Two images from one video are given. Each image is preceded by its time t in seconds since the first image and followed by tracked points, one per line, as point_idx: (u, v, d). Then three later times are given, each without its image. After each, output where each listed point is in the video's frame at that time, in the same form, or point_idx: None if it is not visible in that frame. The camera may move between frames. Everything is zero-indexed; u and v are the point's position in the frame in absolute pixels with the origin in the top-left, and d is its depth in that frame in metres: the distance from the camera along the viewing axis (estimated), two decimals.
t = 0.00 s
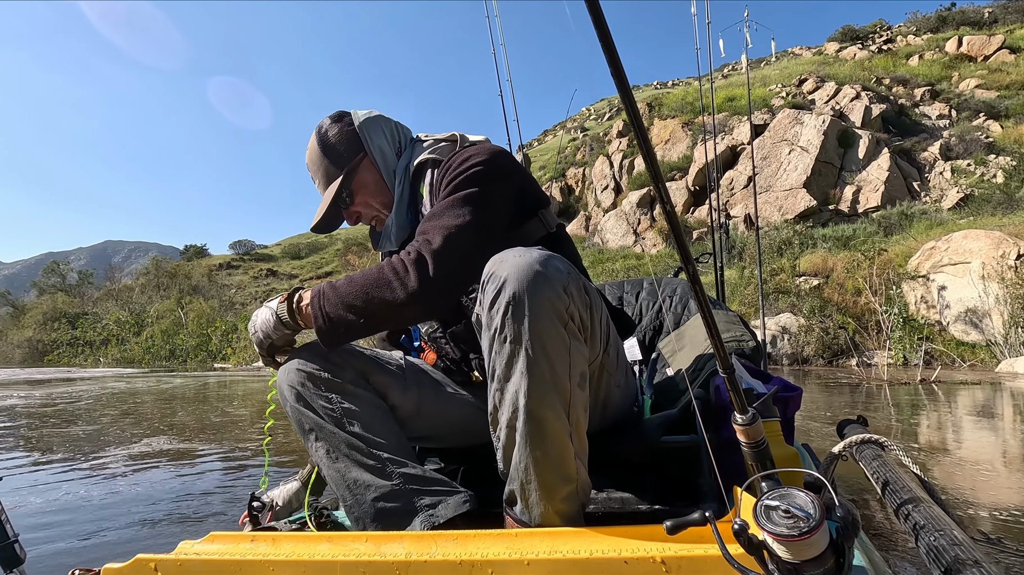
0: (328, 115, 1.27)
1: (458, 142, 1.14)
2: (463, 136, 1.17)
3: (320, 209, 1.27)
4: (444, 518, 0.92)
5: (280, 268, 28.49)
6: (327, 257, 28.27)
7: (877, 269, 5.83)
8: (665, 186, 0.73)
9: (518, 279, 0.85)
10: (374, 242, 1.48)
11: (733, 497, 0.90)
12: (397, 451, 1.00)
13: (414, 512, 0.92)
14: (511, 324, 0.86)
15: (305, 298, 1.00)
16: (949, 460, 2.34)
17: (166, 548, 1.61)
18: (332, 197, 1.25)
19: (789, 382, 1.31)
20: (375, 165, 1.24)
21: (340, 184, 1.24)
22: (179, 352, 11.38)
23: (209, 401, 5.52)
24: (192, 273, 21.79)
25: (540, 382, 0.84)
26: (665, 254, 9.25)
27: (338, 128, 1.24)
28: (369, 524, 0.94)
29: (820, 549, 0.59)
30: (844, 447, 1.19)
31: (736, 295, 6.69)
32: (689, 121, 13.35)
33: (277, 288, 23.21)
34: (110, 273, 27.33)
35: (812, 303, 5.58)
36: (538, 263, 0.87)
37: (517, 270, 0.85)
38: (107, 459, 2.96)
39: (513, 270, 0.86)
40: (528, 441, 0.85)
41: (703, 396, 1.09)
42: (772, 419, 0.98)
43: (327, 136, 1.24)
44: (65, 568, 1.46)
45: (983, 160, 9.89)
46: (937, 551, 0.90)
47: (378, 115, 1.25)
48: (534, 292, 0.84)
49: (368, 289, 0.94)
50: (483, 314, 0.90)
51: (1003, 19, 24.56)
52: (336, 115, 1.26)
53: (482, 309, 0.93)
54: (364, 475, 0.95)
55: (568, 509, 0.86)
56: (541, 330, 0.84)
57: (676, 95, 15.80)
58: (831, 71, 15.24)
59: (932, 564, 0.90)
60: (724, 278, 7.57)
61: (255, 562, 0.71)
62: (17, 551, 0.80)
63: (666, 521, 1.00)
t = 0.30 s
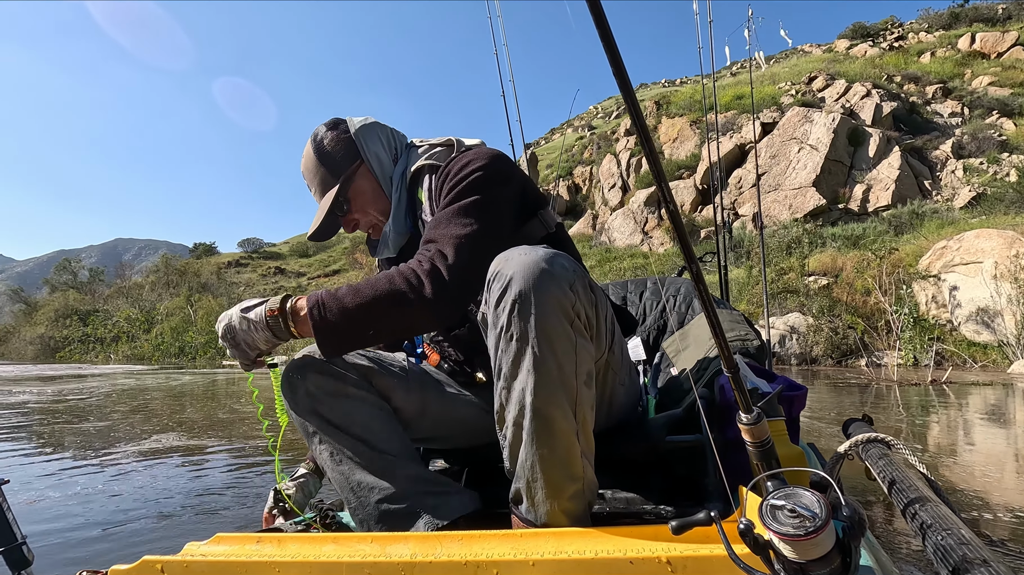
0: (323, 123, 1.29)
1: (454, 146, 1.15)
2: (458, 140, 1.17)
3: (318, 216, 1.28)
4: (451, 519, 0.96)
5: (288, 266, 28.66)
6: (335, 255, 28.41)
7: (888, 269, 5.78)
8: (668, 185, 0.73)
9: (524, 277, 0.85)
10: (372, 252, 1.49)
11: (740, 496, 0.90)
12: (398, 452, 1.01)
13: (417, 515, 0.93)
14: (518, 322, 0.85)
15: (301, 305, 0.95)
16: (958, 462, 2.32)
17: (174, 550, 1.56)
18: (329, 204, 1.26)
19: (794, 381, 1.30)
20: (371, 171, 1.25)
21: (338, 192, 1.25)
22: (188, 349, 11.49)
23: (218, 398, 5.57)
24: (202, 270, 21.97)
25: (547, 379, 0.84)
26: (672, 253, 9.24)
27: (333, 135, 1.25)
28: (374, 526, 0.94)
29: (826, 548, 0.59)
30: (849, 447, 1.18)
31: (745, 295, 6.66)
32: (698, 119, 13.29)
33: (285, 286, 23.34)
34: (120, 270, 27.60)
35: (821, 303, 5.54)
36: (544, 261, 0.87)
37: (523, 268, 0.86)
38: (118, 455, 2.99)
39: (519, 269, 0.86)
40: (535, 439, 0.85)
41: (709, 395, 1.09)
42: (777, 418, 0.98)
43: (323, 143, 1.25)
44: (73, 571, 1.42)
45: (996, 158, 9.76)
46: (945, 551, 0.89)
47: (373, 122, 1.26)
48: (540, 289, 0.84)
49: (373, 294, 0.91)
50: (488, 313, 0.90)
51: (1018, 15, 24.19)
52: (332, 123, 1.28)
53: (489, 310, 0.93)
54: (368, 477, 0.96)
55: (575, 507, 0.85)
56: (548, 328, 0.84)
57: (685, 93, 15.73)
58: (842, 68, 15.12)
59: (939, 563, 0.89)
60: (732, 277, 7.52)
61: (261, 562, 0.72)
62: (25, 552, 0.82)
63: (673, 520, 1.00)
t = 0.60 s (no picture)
0: (325, 129, 1.30)
1: (449, 150, 1.15)
2: (454, 144, 1.17)
3: (319, 221, 1.28)
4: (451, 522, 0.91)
5: (296, 264, 28.81)
6: (343, 254, 28.54)
7: (898, 269, 5.72)
8: (672, 186, 0.72)
9: (514, 278, 0.85)
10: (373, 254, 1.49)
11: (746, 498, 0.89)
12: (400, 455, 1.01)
13: (419, 515, 0.92)
14: (509, 324, 0.85)
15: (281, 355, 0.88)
16: (967, 465, 2.29)
17: (180, 549, 1.54)
18: (330, 209, 1.26)
19: (798, 380, 1.31)
20: (372, 177, 1.25)
21: (339, 197, 1.25)
22: (197, 346, 11.59)
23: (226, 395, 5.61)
24: (211, 268, 22.14)
25: (539, 380, 0.84)
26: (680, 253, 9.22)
27: (335, 141, 1.27)
28: (377, 526, 0.94)
29: (833, 550, 0.58)
30: (854, 448, 1.17)
31: (753, 295, 6.62)
32: (706, 118, 13.22)
33: (293, 284, 23.47)
34: (130, 268, 27.86)
35: (830, 303, 5.50)
36: (533, 262, 0.87)
37: (512, 270, 0.86)
38: (126, 452, 3.01)
39: (508, 271, 0.86)
40: (532, 441, 0.84)
41: (712, 397, 1.09)
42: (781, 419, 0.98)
43: (325, 149, 1.27)
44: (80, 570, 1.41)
45: (1009, 157, 9.63)
46: (952, 552, 0.89)
47: (374, 127, 1.26)
48: (530, 291, 0.84)
49: (365, 310, 0.88)
50: (480, 317, 0.90)
51: None
52: (333, 129, 1.29)
53: (481, 311, 0.93)
54: (369, 479, 0.97)
55: (573, 507, 0.85)
56: (539, 330, 0.84)
57: (693, 91, 15.68)
58: (852, 66, 14.99)
59: (946, 565, 0.89)
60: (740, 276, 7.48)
61: (266, 562, 0.73)
62: (31, 552, 0.83)
63: (677, 521, 1.01)
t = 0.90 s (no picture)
0: (326, 129, 1.31)
1: (444, 153, 1.16)
2: (449, 146, 1.18)
3: (318, 221, 1.29)
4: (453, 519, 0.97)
5: (304, 262, 28.96)
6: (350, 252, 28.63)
7: (908, 268, 5.65)
8: (675, 184, 0.72)
9: (505, 281, 0.85)
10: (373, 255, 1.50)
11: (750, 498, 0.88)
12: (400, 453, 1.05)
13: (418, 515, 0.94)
14: (502, 328, 0.85)
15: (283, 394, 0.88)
16: (977, 468, 2.25)
17: (184, 547, 1.55)
18: (329, 208, 1.27)
19: (803, 380, 1.29)
20: (371, 178, 1.26)
21: (337, 197, 1.26)
22: (206, 343, 11.69)
23: (234, 392, 5.66)
24: (219, 266, 22.29)
25: (534, 381, 0.84)
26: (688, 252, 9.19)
27: (335, 141, 1.27)
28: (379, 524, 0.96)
29: (838, 550, 0.58)
30: (858, 447, 1.15)
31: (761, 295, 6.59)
32: (714, 116, 13.17)
33: (301, 282, 23.60)
34: (140, 265, 28.11)
35: (839, 303, 5.47)
36: (524, 263, 0.87)
37: (503, 272, 0.86)
38: (134, 448, 3.03)
39: (499, 273, 0.86)
40: (529, 443, 0.85)
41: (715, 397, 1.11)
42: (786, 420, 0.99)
43: (325, 150, 1.28)
44: (85, 568, 1.41)
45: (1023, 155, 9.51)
46: (957, 552, 0.86)
47: (375, 129, 1.27)
48: (521, 293, 0.84)
49: (360, 323, 0.88)
50: (474, 319, 0.90)
51: None
52: (334, 129, 1.30)
53: (473, 314, 0.93)
54: (370, 480, 0.97)
55: (574, 508, 0.85)
56: (532, 332, 0.84)
57: (701, 89, 15.62)
58: (863, 64, 14.87)
59: (950, 565, 0.85)
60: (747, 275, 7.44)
61: (270, 562, 0.73)
62: (36, 551, 0.77)
63: (682, 521, 1.03)
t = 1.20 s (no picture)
0: (332, 125, 1.31)
1: (443, 151, 1.15)
2: (450, 145, 1.18)
3: (320, 214, 1.31)
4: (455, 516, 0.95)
5: (310, 261, 29.10)
6: (357, 251, 28.72)
7: (917, 268, 5.60)
8: (678, 184, 0.73)
9: (485, 283, 0.84)
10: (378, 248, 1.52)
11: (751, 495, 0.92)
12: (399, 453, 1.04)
13: (416, 516, 0.94)
14: (485, 330, 0.84)
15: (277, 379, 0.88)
16: (983, 470, 2.23)
17: (187, 545, 1.56)
18: (332, 202, 1.29)
19: (807, 380, 1.30)
20: (374, 174, 1.26)
21: (339, 193, 1.28)
22: (214, 341, 11.79)
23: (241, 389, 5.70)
24: (226, 263, 22.41)
25: (519, 382, 0.83)
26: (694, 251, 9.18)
27: (340, 137, 1.28)
28: (379, 525, 0.97)
29: (840, 551, 0.59)
30: (858, 447, 1.14)
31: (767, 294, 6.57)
32: (721, 115, 13.13)
33: (308, 280, 23.71)
34: (149, 263, 28.37)
35: (847, 302, 5.44)
36: (506, 264, 0.86)
37: (483, 274, 0.85)
38: (142, 444, 3.08)
39: (481, 275, 0.85)
40: (518, 444, 0.83)
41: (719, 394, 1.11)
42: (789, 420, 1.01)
43: (329, 145, 1.28)
44: (90, 565, 1.43)
45: None
46: (962, 553, 0.85)
47: (379, 126, 1.26)
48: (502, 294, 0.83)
49: (349, 325, 0.89)
50: (458, 323, 0.90)
51: None
52: (339, 125, 1.30)
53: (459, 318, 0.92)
54: (369, 481, 0.99)
55: (568, 508, 0.84)
56: (515, 333, 0.83)
57: (709, 88, 15.58)
58: (872, 61, 14.76)
59: (954, 566, 0.85)
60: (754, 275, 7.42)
61: (273, 561, 0.74)
62: (41, 547, 0.79)
63: (683, 521, 1.02)
